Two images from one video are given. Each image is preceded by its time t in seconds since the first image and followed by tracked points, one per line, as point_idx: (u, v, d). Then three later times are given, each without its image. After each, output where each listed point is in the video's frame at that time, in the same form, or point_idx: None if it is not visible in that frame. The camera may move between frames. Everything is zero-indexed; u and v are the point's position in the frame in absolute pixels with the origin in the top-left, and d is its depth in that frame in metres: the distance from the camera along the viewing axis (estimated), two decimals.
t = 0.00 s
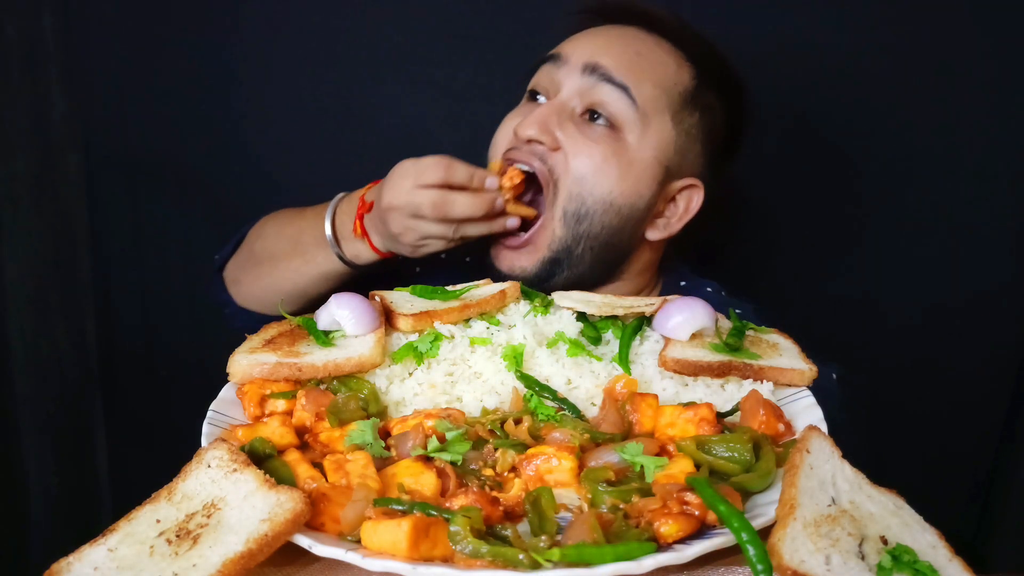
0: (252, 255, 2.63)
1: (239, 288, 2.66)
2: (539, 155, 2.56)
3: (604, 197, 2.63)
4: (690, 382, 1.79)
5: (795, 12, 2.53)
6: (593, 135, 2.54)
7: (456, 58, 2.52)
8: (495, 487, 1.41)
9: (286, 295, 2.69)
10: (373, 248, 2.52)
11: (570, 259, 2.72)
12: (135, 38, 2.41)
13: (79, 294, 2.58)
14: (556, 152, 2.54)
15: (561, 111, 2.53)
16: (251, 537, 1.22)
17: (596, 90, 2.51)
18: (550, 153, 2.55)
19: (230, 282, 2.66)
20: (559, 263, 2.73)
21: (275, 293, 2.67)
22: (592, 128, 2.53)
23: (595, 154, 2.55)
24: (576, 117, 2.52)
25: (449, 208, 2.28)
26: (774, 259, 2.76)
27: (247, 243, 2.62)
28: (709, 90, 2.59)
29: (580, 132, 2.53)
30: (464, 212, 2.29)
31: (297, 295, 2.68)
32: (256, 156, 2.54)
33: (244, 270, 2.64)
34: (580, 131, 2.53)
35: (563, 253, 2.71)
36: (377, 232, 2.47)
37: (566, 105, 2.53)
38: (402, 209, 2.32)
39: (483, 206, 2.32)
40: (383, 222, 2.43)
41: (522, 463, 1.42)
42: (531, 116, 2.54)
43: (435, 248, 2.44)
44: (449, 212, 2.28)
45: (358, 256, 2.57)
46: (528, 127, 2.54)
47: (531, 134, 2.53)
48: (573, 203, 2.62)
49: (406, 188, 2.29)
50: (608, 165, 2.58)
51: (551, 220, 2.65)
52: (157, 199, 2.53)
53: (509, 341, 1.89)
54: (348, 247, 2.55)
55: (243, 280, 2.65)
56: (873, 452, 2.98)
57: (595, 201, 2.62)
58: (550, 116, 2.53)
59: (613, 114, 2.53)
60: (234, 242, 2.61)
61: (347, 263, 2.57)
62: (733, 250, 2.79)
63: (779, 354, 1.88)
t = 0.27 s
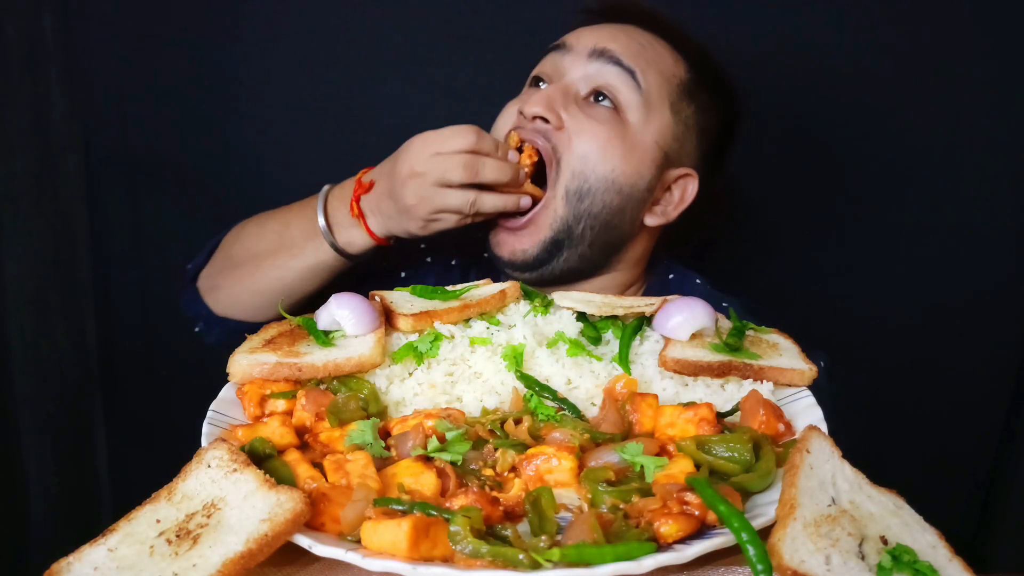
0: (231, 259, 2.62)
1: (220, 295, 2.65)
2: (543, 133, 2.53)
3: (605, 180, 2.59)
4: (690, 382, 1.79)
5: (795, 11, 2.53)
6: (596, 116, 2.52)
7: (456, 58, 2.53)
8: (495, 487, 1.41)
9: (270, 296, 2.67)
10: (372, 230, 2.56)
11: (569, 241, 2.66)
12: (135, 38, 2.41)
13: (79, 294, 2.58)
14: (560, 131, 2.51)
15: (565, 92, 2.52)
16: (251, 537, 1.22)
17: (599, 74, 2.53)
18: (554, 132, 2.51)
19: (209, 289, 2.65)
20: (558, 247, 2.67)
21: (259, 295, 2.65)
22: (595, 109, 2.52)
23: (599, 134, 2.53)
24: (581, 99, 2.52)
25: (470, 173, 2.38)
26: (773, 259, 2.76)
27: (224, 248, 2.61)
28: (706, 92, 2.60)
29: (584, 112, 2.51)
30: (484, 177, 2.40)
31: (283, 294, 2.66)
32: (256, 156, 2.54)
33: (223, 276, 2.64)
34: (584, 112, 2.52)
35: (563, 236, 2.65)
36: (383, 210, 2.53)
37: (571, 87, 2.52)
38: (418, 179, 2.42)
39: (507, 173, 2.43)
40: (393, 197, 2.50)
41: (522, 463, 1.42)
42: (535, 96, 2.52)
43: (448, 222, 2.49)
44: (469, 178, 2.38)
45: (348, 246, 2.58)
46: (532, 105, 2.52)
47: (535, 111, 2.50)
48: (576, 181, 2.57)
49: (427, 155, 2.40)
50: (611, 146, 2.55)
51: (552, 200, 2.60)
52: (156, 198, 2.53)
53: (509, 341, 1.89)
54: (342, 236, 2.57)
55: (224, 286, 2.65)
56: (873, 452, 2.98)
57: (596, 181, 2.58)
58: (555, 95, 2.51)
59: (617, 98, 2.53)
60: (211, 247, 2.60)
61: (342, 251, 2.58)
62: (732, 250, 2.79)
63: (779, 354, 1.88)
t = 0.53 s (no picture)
0: (216, 266, 2.59)
1: (210, 302, 2.64)
2: (530, 134, 2.53)
3: (594, 179, 2.59)
4: (690, 382, 1.79)
5: (795, 11, 2.53)
6: (583, 116, 2.52)
7: (456, 58, 2.53)
8: (495, 487, 1.41)
9: (259, 299, 2.64)
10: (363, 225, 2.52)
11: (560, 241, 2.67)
12: (135, 38, 2.41)
13: (79, 294, 2.58)
14: (548, 132, 2.51)
15: (552, 93, 2.52)
16: (251, 537, 1.22)
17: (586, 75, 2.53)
18: (542, 133, 2.51)
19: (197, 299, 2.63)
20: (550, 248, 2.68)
21: (249, 298, 2.63)
22: (583, 109, 2.52)
23: (586, 135, 2.53)
24: (567, 99, 2.52)
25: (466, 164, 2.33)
26: (773, 259, 2.77)
27: (209, 255, 2.58)
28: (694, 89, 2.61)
29: (572, 113, 2.52)
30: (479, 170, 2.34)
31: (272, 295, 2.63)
32: (256, 156, 2.55)
33: (210, 284, 2.62)
34: (572, 112, 2.52)
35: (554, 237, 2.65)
36: (377, 203, 2.49)
37: (558, 88, 2.53)
38: (413, 168, 2.37)
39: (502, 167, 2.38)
40: (386, 188, 2.45)
41: (522, 463, 1.42)
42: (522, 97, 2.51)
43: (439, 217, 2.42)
44: (464, 169, 2.32)
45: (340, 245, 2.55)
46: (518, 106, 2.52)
47: (523, 112, 2.49)
48: (565, 182, 2.57)
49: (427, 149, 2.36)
50: (599, 146, 2.55)
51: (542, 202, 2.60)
52: (157, 198, 2.54)
53: (509, 341, 1.89)
54: (329, 234, 2.54)
55: (212, 294, 2.63)
56: (873, 452, 2.98)
57: (586, 182, 2.58)
58: (541, 97, 2.52)
59: (603, 97, 2.54)
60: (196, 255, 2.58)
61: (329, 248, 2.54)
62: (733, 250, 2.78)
63: (779, 354, 1.88)
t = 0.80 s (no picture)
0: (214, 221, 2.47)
1: (197, 259, 2.47)
2: (531, 143, 2.38)
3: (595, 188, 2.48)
4: (690, 382, 1.79)
5: (797, 10, 2.52)
6: (586, 125, 2.39)
7: (455, 59, 2.54)
8: (495, 487, 1.41)
9: (247, 262, 2.46)
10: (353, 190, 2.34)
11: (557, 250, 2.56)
12: (135, 38, 2.42)
13: (79, 294, 2.58)
14: (549, 141, 2.36)
15: (554, 100, 2.38)
16: (251, 537, 1.22)
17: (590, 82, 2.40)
18: (543, 141, 2.37)
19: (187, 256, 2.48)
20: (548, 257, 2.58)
21: (234, 259, 2.44)
22: (586, 118, 2.38)
23: (589, 144, 2.39)
24: (571, 107, 2.38)
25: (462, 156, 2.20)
26: (772, 258, 2.78)
27: (212, 211, 2.50)
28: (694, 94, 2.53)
29: (575, 121, 2.38)
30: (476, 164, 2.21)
31: (261, 259, 2.45)
32: (256, 156, 2.56)
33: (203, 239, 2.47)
34: (575, 121, 2.38)
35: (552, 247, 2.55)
36: (368, 169, 2.31)
37: (561, 95, 2.39)
38: (411, 145, 2.22)
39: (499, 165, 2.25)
40: (380, 159, 2.29)
41: (522, 463, 1.42)
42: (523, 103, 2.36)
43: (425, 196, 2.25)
44: (462, 159, 2.19)
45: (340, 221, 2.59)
46: (518, 112, 2.37)
47: (523, 119, 2.33)
48: (566, 192, 2.44)
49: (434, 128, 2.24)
50: (601, 155, 2.42)
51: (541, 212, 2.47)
52: (157, 198, 2.54)
53: (509, 341, 1.89)
54: (322, 194, 2.36)
55: (202, 250, 2.47)
56: (873, 452, 2.99)
57: (586, 192, 2.47)
58: (543, 103, 2.37)
59: (608, 106, 2.40)
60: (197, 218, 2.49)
61: (317, 209, 2.35)
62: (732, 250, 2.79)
63: (779, 354, 1.88)
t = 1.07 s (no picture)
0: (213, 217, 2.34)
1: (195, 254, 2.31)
2: (525, 149, 2.17)
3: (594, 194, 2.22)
4: (690, 382, 1.79)
5: (798, 10, 2.51)
6: (584, 130, 2.15)
7: (455, 60, 2.56)
8: (495, 487, 1.41)
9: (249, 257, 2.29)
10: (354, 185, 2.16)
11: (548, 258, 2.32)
12: (136, 38, 2.41)
13: (79, 294, 2.53)
14: (544, 146, 2.14)
15: (551, 103, 2.15)
16: (251, 537, 1.22)
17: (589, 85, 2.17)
18: (537, 147, 2.15)
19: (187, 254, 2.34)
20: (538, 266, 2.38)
21: (233, 254, 2.27)
22: (584, 123, 2.16)
23: (587, 148, 2.14)
24: (569, 112, 2.17)
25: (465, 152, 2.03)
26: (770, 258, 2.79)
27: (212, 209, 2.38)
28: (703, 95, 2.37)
29: (573, 126, 2.15)
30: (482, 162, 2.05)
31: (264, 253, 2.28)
32: (256, 156, 2.57)
33: (202, 235, 2.33)
34: (573, 124, 2.15)
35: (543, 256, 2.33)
36: (368, 165, 2.14)
37: (559, 99, 2.17)
38: (409, 142, 2.05)
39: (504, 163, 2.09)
40: (379, 155, 2.12)
41: (522, 463, 1.42)
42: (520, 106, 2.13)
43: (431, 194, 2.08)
44: (465, 156, 2.03)
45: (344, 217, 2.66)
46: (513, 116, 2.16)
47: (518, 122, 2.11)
48: (561, 198, 2.19)
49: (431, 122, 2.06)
50: (602, 159, 2.17)
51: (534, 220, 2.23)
52: (157, 198, 2.55)
53: (509, 341, 1.89)
54: (322, 188, 2.18)
55: (200, 245, 2.31)
56: (872, 451, 3.00)
57: (583, 196, 2.20)
58: (540, 105, 2.14)
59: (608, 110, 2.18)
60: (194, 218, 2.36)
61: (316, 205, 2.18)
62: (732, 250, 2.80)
63: (779, 354, 1.88)
